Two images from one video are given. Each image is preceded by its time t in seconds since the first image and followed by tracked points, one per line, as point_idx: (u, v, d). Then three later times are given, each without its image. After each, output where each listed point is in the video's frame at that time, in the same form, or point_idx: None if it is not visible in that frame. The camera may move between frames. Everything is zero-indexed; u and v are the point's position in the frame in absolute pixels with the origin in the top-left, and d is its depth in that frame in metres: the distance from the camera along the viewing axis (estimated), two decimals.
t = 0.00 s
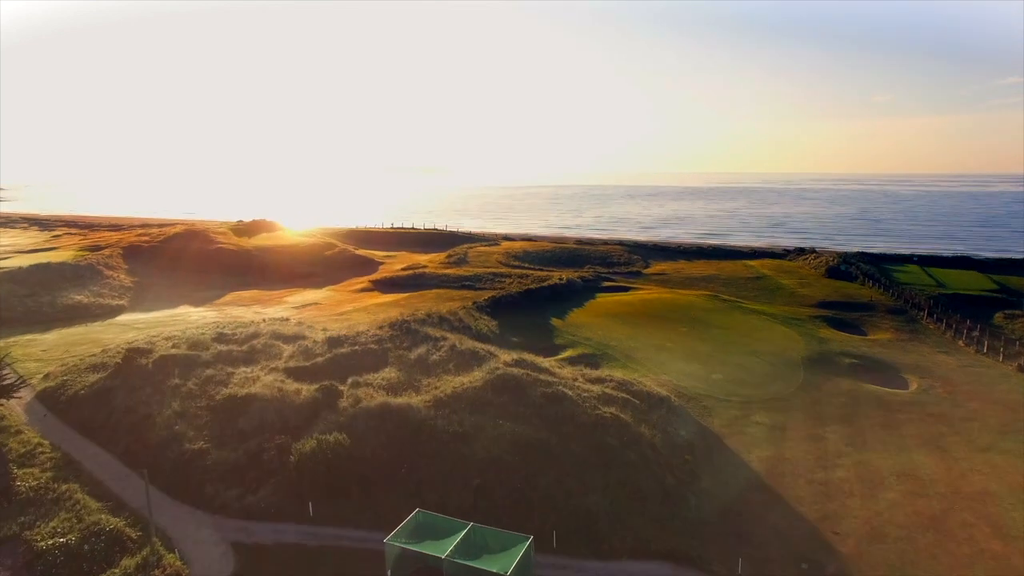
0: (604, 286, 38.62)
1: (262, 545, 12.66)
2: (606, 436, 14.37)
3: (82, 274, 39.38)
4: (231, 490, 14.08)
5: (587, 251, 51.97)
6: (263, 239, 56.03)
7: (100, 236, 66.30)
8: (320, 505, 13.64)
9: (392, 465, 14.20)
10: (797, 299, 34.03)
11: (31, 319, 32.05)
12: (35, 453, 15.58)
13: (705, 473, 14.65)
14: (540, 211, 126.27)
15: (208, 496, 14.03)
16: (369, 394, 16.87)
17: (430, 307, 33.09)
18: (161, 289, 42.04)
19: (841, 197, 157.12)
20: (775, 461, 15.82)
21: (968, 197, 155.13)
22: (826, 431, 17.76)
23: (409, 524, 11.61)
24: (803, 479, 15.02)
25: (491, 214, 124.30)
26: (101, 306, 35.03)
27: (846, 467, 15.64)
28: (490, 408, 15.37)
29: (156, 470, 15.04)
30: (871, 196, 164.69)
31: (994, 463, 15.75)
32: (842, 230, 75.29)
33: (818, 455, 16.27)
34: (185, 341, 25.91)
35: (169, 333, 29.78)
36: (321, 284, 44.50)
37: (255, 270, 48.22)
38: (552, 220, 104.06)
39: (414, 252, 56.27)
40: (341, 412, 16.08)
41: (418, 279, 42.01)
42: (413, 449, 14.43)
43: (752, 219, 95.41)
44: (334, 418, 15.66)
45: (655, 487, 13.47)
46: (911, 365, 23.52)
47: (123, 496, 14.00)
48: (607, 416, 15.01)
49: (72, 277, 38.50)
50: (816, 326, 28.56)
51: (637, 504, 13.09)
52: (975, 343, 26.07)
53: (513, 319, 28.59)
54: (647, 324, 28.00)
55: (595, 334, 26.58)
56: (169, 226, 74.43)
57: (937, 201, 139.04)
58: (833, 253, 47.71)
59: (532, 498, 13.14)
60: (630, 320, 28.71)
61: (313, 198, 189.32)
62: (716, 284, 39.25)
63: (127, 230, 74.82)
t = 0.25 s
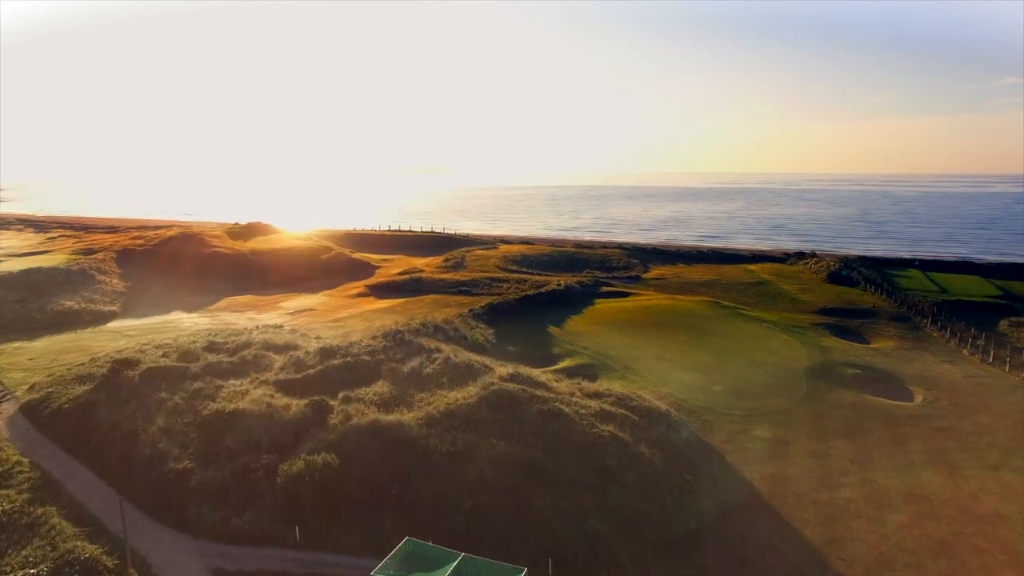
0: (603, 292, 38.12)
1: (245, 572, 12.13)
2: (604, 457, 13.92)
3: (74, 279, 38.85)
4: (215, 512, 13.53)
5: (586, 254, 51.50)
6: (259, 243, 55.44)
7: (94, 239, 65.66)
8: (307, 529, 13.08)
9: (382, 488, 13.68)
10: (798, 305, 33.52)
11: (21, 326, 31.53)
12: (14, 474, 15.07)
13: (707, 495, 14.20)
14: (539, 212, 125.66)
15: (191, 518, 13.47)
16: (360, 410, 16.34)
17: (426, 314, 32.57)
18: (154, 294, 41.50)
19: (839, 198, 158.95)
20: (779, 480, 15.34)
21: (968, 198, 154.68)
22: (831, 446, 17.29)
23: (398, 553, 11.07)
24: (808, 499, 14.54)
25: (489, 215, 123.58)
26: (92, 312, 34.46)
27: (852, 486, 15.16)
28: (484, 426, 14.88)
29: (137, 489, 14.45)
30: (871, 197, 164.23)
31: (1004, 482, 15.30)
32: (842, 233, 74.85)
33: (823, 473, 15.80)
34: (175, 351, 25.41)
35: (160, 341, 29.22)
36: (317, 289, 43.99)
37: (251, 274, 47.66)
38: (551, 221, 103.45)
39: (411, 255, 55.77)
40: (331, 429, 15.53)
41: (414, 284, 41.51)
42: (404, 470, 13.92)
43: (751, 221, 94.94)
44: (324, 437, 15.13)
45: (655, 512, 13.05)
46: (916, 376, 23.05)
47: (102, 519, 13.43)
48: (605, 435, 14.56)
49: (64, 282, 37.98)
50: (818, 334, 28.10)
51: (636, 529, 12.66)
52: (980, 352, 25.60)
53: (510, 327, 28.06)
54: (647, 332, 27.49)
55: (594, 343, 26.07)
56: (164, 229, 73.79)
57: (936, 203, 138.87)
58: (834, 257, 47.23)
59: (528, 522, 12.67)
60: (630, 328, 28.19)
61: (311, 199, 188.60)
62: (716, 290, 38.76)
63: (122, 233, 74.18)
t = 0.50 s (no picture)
0: (601, 297, 37.60)
1: None
2: (602, 480, 13.50)
3: (65, 284, 38.29)
4: (198, 536, 13.00)
5: (584, 258, 51.00)
6: (255, 246, 54.89)
7: (88, 241, 65.14)
8: (293, 554, 12.56)
9: (372, 511, 13.19)
10: (799, 312, 33.03)
11: (10, 333, 30.98)
12: None
13: (708, 520, 13.78)
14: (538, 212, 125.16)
15: (173, 542, 12.94)
16: (350, 427, 15.84)
17: (422, 321, 32.08)
18: (147, 298, 40.93)
19: (838, 199, 159.49)
20: (783, 500, 14.86)
21: (968, 199, 154.31)
22: (836, 463, 16.83)
23: None
24: (814, 521, 14.08)
25: (487, 216, 122.97)
26: (83, 318, 33.93)
27: (859, 506, 14.69)
28: (478, 446, 14.40)
29: (118, 511, 13.90)
30: (870, 198, 163.81)
31: (1014, 502, 14.84)
32: (842, 235, 74.36)
33: (828, 492, 15.33)
34: (165, 361, 24.89)
35: (150, 349, 28.67)
36: (312, 293, 43.47)
37: (246, 278, 47.08)
38: (550, 222, 102.95)
39: (408, 259, 55.25)
40: (320, 448, 15.00)
41: (410, 289, 40.99)
42: (396, 492, 13.43)
43: (751, 222, 94.46)
44: (312, 456, 14.62)
45: (654, 539, 12.63)
46: (922, 387, 22.53)
47: (81, 545, 12.91)
48: (603, 456, 14.12)
49: (55, 287, 37.41)
50: (820, 342, 27.63)
51: (635, 557, 12.22)
52: (986, 361, 25.13)
53: (507, 335, 27.56)
54: (646, 341, 27.02)
55: (592, 352, 25.59)
56: (159, 231, 73.19)
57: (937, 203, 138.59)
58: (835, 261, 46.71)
59: (523, 549, 12.22)
60: (628, 336, 27.71)
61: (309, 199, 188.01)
62: (716, 295, 38.29)
63: (118, 235, 73.65)
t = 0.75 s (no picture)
0: (600, 303, 37.09)
1: None
2: (599, 504, 13.06)
3: (56, 288, 37.70)
4: (180, 563, 12.48)
5: (582, 261, 50.51)
6: (250, 249, 54.29)
7: (82, 244, 64.48)
8: None
9: (360, 536, 12.68)
10: (801, 318, 32.53)
11: None
12: None
13: (709, 545, 13.33)
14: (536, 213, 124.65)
15: (153, 570, 12.43)
16: (340, 446, 15.34)
17: (417, 328, 31.54)
18: (140, 303, 40.34)
19: (837, 199, 159.36)
20: (787, 521, 14.39)
21: (967, 199, 153.87)
22: (840, 480, 16.35)
23: None
24: (819, 545, 13.61)
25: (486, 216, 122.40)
26: (73, 324, 33.32)
27: (865, 528, 14.23)
28: (471, 466, 13.93)
29: (97, 535, 13.36)
30: (870, 198, 163.37)
31: None
32: (843, 237, 73.88)
33: (833, 512, 14.86)
34: (154, 371, 24.33)
35: (140, 357, 28.08)
36: (307, 298, 42.93)
37: (241, 282, 46.46)
38: (548, 223, 102.43)
39: (405, 262, 54.73)
40: (308, 468, 14.49)
41: (406, 294, 40.46)
42: (385, 517, 12.94)
43: (750, 223, 93.97)
44: (300, 477, 14.10)
45: (653, 567, 12.18)
46: (926, 397, 22.05)
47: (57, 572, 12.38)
48: (600, 478, 13.67)
49: (45, 292, 36.84)
50: (822, 351, 27.14)
51: None
52: (991, 371, 24.63)
53: (504, 343, 27.06)
54: (645, 349, 26.52)
55: (591, 361, 25.10)
56: (155, 234, 72.60)
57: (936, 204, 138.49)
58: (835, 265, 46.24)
59: None
60: (627, 344, 27.21)
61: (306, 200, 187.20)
62: (716, 300, 37.79)
63: (112, 238, 72.98)
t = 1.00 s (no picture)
0: (598, 309, 36.56)
1: None
2: (597, 530, 12.59)
3: (46, 294, 37.09)
4: None
5: (581, 265, 49.98)
6: (245, 253, 53.71)
7: (76, 247, 63.90)
8: None
9: (348, 564, 12.15)
10: (802, 326, 32.02)
11: None
12: None
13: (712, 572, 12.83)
14: (535, 215, 124.12)
15: None
16: (329, 466, 14.83)
17: (413, 336, 30.98)
18: (132, 307, 39.73)
19: (836, 200, 159.11)
20: (793, 545, 13.91)
21: (967, 200, 153.49)
22: (847, 499, 15.86)
23: None
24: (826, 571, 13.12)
25: (483, 218, 121.82)
26: (63, 331, 32.74)
27: (873, 553, 13.75)
28: (464, 489, 13.43)
29: (74, 562, 12.81)
30: (869, 199, 163.05)
31: None
32: (843, 239, 73.39)
33: (839, 535, 14.38)
34: (142, 382, 23.76)
35: (129, 366, 27.50)
36: (302, 303, 42.37)
37: (235, 286, 45.85)
38: (546, 225, 101.83)
39: (401, 266, 54.20)
40: (295, 490, 13.96)
41: (402, 299, 39.91)
42: (374, 545, 12.43)
43: (750, 225, 93.46)
44: (287, 500, 13.57)
45: None
46: (932, 409, 21.54)
47: None
48: (598, 503, 13.19)
49: (35, 298, 36.25)
50: (825, 360, 26.64)
51: None
52: (998, 381, 24.13)
53: (500, 352, 26.55)
54: (645, 359, 26.00)
55: (589, 372, 24.59)
56: (149, 236, 71.96)
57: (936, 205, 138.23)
58: (837, 269, 45.73)
59: None
60: (627, 353, 26.71)
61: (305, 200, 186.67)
62: (716, 306, 37.28)
63: (107, 240, 72.41)
